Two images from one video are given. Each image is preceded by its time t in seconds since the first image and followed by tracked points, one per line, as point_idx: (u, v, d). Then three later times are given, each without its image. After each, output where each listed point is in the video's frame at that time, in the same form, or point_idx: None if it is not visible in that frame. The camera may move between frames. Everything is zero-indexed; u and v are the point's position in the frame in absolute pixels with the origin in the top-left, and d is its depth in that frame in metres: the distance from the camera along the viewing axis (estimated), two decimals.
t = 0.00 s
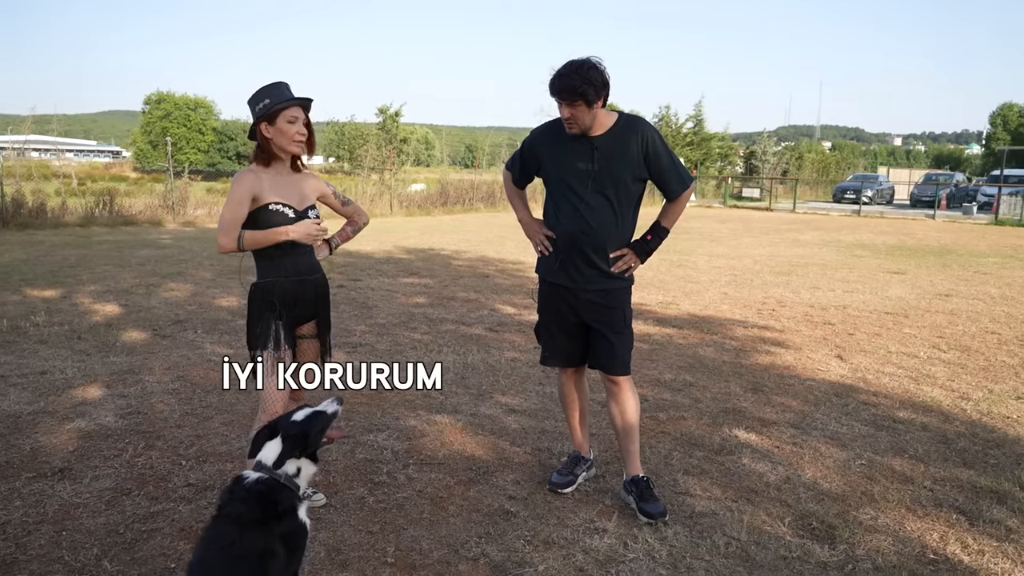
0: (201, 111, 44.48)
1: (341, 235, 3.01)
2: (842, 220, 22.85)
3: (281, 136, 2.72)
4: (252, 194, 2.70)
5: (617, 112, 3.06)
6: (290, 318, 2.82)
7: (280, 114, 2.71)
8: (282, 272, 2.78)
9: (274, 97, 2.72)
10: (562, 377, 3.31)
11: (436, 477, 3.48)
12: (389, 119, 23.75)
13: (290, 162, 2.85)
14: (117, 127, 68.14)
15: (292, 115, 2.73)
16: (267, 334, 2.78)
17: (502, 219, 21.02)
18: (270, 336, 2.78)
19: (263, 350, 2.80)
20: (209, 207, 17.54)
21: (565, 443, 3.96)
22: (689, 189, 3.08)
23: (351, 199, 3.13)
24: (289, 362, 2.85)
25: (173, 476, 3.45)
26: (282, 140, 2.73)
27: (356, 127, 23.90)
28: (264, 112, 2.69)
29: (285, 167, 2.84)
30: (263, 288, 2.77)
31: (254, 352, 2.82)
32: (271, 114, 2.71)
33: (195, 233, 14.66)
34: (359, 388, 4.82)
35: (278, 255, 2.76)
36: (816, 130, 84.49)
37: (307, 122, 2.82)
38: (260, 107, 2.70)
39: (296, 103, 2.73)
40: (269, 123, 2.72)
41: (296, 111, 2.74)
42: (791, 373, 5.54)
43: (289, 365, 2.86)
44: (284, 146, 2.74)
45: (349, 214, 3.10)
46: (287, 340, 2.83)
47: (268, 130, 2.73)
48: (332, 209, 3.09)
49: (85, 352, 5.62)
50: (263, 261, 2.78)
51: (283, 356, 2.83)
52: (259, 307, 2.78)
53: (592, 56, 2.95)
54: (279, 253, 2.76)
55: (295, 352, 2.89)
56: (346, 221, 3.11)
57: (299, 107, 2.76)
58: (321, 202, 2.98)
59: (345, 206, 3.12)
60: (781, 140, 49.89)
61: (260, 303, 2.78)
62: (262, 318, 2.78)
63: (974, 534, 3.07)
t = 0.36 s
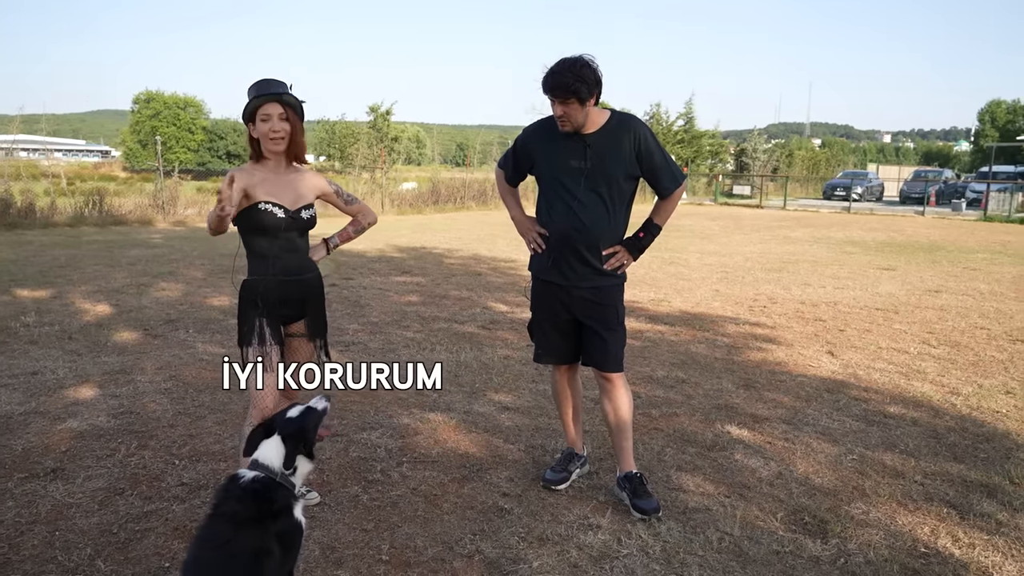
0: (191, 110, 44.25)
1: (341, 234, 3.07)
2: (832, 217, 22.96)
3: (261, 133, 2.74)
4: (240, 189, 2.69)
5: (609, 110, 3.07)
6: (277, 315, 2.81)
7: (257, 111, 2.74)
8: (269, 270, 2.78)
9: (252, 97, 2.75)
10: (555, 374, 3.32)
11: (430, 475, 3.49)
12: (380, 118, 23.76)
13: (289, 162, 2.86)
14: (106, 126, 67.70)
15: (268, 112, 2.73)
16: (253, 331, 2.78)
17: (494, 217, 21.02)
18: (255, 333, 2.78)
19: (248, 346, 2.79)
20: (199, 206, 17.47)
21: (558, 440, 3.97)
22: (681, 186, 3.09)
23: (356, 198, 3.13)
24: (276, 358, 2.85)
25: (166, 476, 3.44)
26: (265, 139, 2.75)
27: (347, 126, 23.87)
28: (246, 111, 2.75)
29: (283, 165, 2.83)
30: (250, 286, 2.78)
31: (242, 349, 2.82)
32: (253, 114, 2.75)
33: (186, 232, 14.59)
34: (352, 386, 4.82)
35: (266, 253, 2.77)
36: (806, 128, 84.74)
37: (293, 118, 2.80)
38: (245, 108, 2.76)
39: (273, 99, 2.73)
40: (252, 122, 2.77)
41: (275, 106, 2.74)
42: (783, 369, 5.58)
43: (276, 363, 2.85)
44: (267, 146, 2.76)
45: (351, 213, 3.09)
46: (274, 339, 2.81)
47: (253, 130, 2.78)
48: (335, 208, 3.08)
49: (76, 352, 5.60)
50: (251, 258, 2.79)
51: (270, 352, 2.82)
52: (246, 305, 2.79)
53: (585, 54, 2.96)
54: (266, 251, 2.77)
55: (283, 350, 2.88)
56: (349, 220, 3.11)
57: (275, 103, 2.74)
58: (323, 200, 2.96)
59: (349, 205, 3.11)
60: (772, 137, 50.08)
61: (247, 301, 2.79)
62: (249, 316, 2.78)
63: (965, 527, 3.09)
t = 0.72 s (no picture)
0: (184, 107, 44.06)
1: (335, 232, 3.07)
2: (827, 214, 23.02)
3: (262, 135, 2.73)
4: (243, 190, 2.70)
5: (605, 110, 3.09)
6: (281, 315, 2.82)
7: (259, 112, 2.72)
8: (274, 270, 2.78)
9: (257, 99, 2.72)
10: (552, 372, 3.33)
11: (427, 474, 3.49)
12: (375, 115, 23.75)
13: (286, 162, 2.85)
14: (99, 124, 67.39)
15: (268, 115, 2.71)
16: (259, 332, 2.77)
17: (489, 215, 21.01)
18: (261, 333, 2.78)
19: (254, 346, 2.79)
20: (194, 204, 17.39)
21: (555, 438, 3.98)
22: (677, 186, 3.10)
23: (348, 196, 3.14)
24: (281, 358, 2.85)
25: (162, 475, 3.44)
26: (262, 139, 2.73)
27: (342, 123, 23.84)
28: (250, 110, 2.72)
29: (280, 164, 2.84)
30: (254, 287, 2.77)
31: (246, 350, 2.81)
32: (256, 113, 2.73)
33: (180, 230, 14.56)
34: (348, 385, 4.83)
35: (270, 253, 2.77)
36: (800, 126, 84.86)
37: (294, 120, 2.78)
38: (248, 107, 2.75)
39: (275, 101, 2.70)
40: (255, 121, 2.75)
41: (277, 108, 2.72)
42: (778, 367, 5.60)
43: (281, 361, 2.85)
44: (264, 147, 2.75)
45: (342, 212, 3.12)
46: (280, 337, 2.82)
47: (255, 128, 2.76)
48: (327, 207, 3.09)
49: (70, 350, 5.58)
50: (254, 258, 2.78)
51: (276, 352, 2.82)
52: (250, 305, 2.78)
53: (586, 54, 2.97)
54: (271, 251, 2.77)
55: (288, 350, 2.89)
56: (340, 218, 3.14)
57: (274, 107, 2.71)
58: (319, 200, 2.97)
59: (341, 204, 3.12)
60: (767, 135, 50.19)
61: (252, 300, 2.78)
62: (254, 316, 2.78)
63: (958, 524, 3.12)
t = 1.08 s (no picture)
0: (203, 115, 44.54)
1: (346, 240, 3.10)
2: (843, 224, 22.87)
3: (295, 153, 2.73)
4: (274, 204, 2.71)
5: (622, 121, 3.10)
6: (304, 322, 2.86)
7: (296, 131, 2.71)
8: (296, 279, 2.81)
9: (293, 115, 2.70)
10: (566, 382, 3.33)
11: (442, 483, 3.50)
12: (390, 124, 23.92)
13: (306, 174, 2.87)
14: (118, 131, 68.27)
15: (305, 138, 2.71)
16: (282, 339, 2.81)
17: (503, 224, 21.04)
18: (285, 341, 2.81)
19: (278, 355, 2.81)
20: (210, 211, 17.51)
21: (569, 447, 3.98)
22: (692, 198, 3.10)
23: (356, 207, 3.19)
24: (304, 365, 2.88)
25: (179, 481, 3.47)
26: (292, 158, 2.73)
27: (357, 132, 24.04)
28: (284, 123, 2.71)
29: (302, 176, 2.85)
30: (276, 295, 2.79)
31: (268, 358, 2.83)
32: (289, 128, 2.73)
33: (197, 237, 14.69)
34: (363, 393, 4.85)
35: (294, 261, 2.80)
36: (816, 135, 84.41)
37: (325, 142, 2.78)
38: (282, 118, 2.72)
39: (314, 128, 2.70)
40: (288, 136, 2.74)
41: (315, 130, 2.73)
42: (793, 378, 5.56)
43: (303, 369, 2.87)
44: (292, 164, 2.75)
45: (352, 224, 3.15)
46: (302, 344, 2.86)
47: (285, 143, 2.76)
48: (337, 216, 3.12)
49: (89, 357, 5.64)
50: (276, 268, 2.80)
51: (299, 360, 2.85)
52: (272, 314, 2.81)
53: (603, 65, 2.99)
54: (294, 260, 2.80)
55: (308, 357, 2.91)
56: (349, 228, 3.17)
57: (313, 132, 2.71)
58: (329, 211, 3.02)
59: (350, 213, 3.16)
60: (782, 144, 49.99)
61: (275, 309, 2.80)
62: (278, 324, 2.81)
63: (977, 538, 3.08)
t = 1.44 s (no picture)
0: (208, 117, 44.67)
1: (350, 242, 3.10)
2: (847, 231, 22.84)
3: (319, 153, 2.79)
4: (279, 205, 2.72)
5: (626, 126, 3.10)
6: (306, 325, 2.85)
7: (322, 130, 2.76)
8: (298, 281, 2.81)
9: (317, 112, 2.74)
10: (568, 388, 3.33)
11: (442, 486, 3.50)
12: (395, 127, 23.98)
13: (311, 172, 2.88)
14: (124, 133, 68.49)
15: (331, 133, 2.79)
16: (284, 341, 2.80)
17: (507, 228, 21.06)
18: (286, 344, 2.80)
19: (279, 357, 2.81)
20: (214, 212, 17.55)
21: (570, 452, 3.98)
22: (696, 203, 3.10)
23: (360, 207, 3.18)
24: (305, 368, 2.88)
25: (180, 481, 3.47)
26: (317, 156, 2.79)
27: (362, 135, 24.12)
28: (306, 126, 2.72)
29: (306, 176, 2.87)
30: (279, 297, 2.80)
31: (270, 360, 2.83)
32: (312, 130, 2.74)
33: (200, 239, 14.73)
34: (364, 395, 4.86)
35: (297, 264, 2.80)
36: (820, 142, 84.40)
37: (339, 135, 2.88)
38: (301, 120, 2.71)
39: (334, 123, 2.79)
40: (308, 137, 2.75)
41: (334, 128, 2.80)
42: (796, 385, 5.55)
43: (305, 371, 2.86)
44: (317, 161, 2.81)
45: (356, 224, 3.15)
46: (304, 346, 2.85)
47: (305, 145, 2.76)
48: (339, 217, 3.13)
49: (91, 356, 5.66)
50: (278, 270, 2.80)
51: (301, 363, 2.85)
52: (275, 317, 2.81)
53: (606, 71, 2.98)
54: (296, 262, 2.80)
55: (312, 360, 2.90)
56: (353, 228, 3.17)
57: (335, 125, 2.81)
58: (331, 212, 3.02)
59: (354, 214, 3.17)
60: (786, 151, 49.99)
61: (278, 310, 2.81)
62: (281, 326, 2.81)
63: (978, 547, 3.07)
